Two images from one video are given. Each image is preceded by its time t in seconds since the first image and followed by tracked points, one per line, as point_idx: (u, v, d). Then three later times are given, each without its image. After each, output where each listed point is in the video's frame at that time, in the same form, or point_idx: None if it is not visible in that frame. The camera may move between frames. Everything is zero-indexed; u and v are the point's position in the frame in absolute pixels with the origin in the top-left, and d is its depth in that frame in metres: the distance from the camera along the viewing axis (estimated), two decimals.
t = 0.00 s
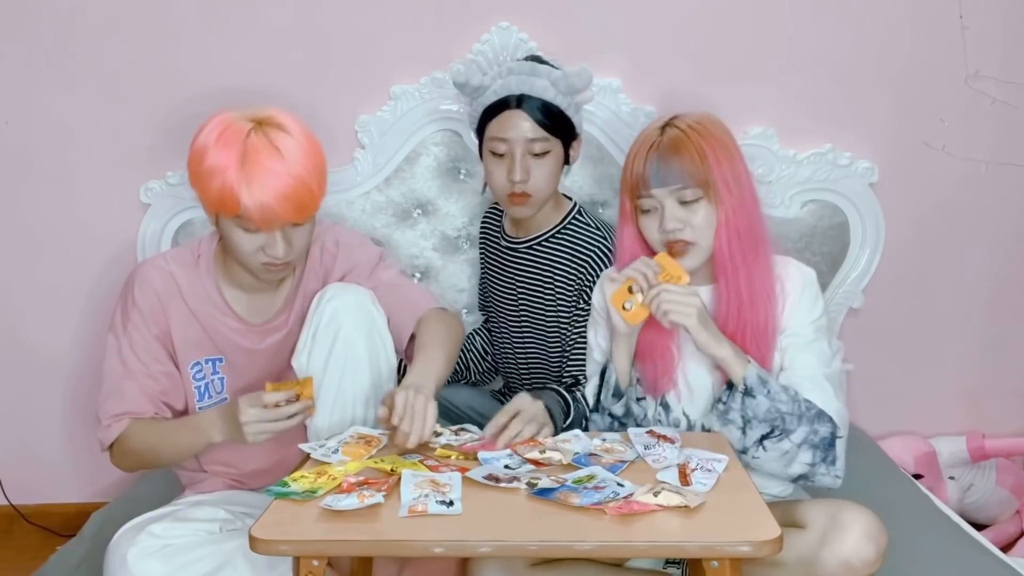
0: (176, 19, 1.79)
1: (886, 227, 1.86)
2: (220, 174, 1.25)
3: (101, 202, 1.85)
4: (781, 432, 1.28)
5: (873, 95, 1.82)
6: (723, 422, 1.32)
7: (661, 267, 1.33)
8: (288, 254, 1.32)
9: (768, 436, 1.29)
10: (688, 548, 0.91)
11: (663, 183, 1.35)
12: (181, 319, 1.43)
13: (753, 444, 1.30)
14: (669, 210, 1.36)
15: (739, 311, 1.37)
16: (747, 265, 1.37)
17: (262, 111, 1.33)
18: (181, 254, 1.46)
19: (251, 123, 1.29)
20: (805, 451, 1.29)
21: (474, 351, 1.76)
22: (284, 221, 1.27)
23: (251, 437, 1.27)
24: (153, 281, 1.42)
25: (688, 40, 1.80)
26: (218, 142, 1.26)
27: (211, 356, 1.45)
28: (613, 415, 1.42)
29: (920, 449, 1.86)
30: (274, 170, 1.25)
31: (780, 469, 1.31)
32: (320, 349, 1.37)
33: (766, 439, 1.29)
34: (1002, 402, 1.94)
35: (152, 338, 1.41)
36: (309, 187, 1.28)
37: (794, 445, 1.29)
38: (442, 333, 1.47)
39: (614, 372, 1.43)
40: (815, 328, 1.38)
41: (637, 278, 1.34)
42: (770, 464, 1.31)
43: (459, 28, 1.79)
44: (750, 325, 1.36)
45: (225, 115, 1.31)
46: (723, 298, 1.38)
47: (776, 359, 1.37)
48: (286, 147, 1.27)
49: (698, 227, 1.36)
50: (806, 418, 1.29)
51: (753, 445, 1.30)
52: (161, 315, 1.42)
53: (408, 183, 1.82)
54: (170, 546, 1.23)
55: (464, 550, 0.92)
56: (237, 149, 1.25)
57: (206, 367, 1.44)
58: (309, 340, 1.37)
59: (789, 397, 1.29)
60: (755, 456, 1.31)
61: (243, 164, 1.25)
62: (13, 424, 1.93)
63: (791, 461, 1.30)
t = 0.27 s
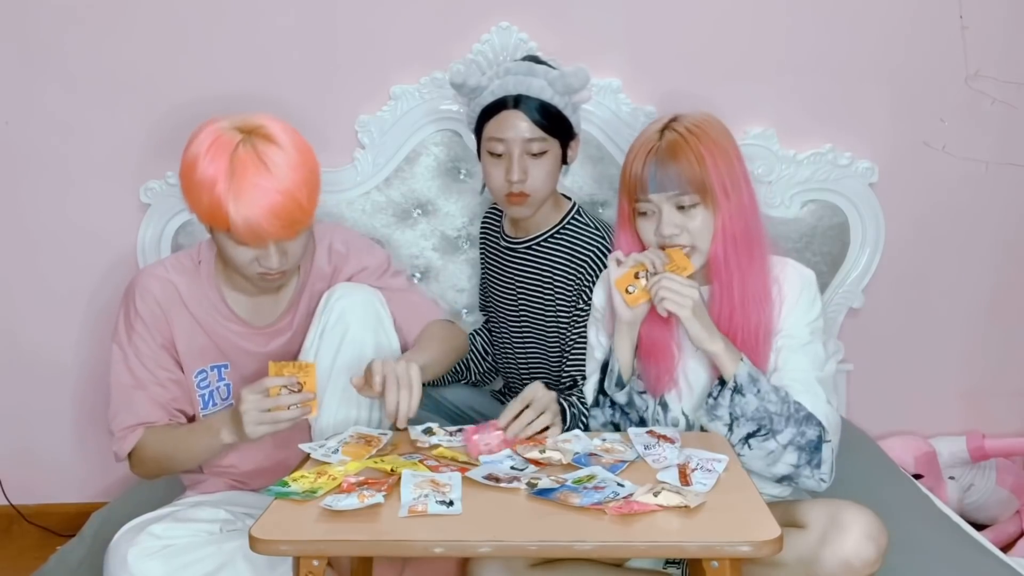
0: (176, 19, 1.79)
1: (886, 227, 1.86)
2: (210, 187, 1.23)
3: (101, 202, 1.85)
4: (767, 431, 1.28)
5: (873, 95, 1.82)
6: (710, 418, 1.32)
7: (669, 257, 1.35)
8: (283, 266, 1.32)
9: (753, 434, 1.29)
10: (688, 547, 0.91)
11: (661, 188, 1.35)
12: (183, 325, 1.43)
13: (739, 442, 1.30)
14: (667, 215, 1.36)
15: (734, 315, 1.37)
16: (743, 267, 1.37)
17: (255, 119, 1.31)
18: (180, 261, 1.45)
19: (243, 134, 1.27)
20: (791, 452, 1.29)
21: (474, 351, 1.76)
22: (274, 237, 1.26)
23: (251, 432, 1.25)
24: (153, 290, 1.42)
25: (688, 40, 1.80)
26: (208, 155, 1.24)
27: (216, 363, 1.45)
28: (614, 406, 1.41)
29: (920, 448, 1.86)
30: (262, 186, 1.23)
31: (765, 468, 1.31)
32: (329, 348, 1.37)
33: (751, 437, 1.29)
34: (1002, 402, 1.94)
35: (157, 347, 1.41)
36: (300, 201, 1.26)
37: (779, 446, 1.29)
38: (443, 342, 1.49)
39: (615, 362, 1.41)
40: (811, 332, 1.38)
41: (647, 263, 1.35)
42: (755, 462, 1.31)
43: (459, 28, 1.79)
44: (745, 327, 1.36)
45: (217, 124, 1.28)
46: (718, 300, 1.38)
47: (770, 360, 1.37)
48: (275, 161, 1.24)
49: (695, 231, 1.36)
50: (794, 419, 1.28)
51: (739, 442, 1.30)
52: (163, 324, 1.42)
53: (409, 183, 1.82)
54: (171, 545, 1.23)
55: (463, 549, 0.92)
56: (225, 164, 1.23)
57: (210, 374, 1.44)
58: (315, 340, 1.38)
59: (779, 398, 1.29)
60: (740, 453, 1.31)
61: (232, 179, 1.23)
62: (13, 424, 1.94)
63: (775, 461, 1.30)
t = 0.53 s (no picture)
0: (176, 18, 1.78)
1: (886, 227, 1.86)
2: (209, 191, 1.23)
3: (101, 202, 1.85)
4: (767, 435, 1.28)
5: (873, 95, 1.82)
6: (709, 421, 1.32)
7: (673, 260, 1.36)
8: (282, 269, 1.32)
9: (753, 437, 1.29)
10: (688, 547, 0.91)
11: (659, 191, 1.35)
12: (184, 326, 1.43)
13: (739, 445, 1.30)
14: (667, 218, 1.36)
15: (735, 318, 1.37)
16: (744, 269, 1.36)
17: (255, 123, 1.30)
18: (180, 262, 1.45)
19: (243, 138, 1.27)
20: (790, 456, 1.29)
21: (474, 351, 1.76)
22: (274, 242, 1.26)
23: (253, 437, 1.26)
24: (154, 291, 1.42)
25: (688, 40, 1.80)
26: (208, 160, 1.24)
27: (218, 364, 1.45)
28: (613, 403, 1.42)
29: (920, 448, 1.86)
30: (262, 192, 1.23)
31: (764, 471, 1.32)
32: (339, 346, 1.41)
33: (751, 441, 1.29)
34: (1002, 402, 1.94)
35: (158, 349, 1.41)
36: (299, 206, 1.26)
37: (778, 449, 1.29)
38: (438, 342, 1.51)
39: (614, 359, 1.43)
40: (813, 334, 1.37)
41: (648, 266, 1.36)
42: (754, 465, 1.31)
43: (459, 28, 1.79)
44: (746, 329, 1.36)
45: (217, 128, 1.28)
46: (720, 302, 1.38)
47: (771, 362, 1.37)
48: (274, 166, 1.24)
49: (695, 232, 1.36)
50: (793, 423, 1.28)
51: (738, 445, 1.30)
52: (165, 325, 1.42)
53: (408, 183, 1.82)
54: (171, 545, 1.23)
55: (463, 550, 0.92)
56: (225, 169, 1.23)
57: (213, 376, 1.44)
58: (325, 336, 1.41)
59: (778, 402, 1.28)
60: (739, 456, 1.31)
61: (232, 184, 1.23)
62: (13, 424, 1.93)
63: (774, 464, 1.30)
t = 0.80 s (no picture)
0: (176, 18, 1.78)
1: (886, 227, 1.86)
2: (213, 192, 1.23)
3: (101, 203, 1.85)
4: (764, 435, 1.29)
5: (873, 95, 1.82)
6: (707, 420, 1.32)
7: (674, 260, 1.36)
8: (283, 269, 1.32)
9: (750, 437, 1.29)
10: (688, 547, 0.91)
11: (654, 193, 1.36)
12: (184, 326, 1.43)
13: (736, 445, 1.30)
14: (665, 218, 1.36)
15: (735, 319, 1.37)
16: (744, 270, 1.36)
17: (260, 124, 1.30)
18: (180, 261, 1.45)
19: (250, 139, 1.27)
20: (787, 457, 1.28)
21: (474, 351, 1.76)
22: (277, 245, 1.26)
23: (255, 434, 1.26)
24: (154, 290, 1.42)
25: (688, 40, 1.79)
26: (213, 161, 1.24)
27: (218, 363, 1.45)
28: (621, 401, 1.41)
29: (920, 448, 1.86)
30: (266, 194, 1.23)
31: (761, 472, 1.31)
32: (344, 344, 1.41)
33: (748, 441, 1.30)
34: (1002, 402, 1.94)
35: (158, 348, 1.41)
36: (302, 210, 1.26)
37: (776, 450, 1.29)
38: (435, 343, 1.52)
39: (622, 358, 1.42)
40: (815, 336, 1.37)
41: (648, 268, 1.37)
42: (751, 465, 1.31)
43: (459, 28, 1.79)
44: (747, 331, 1.36)
45: (224, 128, 1.28)
46: (720, 304, 1.38)
47: (771, 364, 1.37)
48: (279, 169, 1.24)
49: (694, 233, 1.36)
50: (791, 425, 1.28)
51: (735, 445, 1.31)
52: (165, 325, 1.42)
53: (408, 183, 1.82)
54: (171, 545, 1.23)
55: (463, 549, 0.92)
56: (230, 171, 1.23)
57: (213, 375, 1.44)
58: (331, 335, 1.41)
59: (777, 403, 1.28)
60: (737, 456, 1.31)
61: (236, 186, 1.23)
62: (13, 424, 1.94)
63: (771, 465, 1.30)
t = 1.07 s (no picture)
0: (176, 18, 1.79)
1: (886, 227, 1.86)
2: (216, 191, 1.23)
3: (101, 203, 1.85)
4: (761, 435, 1.29)
5: (873, 95, 1.82)
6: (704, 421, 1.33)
7: (673, 259, 1.38)
8: (283, 271, 1.32)
9: (747, 437, 1.30)
10: (688, 547, 0.91)
11: (662, 193, 1.35)
12: (184, 325, 1.43)
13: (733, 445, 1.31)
14: (670, 218, 1.36)
15: (735, 318, 1.37)
16: (745, 270, 1.36)
17: (264, 125, 1.30)
18: (180, 261, 1.45)
19: (254, 140, 1.27)
20: (783, 456, 1.29)
21: (474, 351, 1.76)
22: (277, 247, 1.26)
23: (258, 432, 1.26)
24: (154, 290, 1.42)
25: (688, 40, 1.80)
26: (217, 161, 1.24)
27: (218, 362, 1.45)
28: (626, 410, 1.41)
29: (921, 448, 1.86)
30: (268, 195, 1.23)
31: (758, 472, 1.31)
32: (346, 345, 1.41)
33: (745, 441, 1.30)
34: (1002, 402, 1.94)
35: (158, 347, 1.41)
36: (303, 212, 1.26)
37: (772, 450, 1.29)
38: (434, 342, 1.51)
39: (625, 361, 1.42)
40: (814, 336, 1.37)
41: (648, 265, 1.38)
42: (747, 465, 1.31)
43: (459, 28, 1.79)
44: (747, 331, 1.36)
45: (228, 128, 1.28)
46: (720, 303, 1.38)
47: (771, 364, 1.37)
48: (281, 170, 1.24)
49: (699, 233, 1.36)
50: (787, 424, 1.28)
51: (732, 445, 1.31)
52: (165, 324, 1.42)
53: (408, 183, 1.82)
54: (171, 544, 1.23)
55: (463, 549, 0.92)
56: (234, 171, 1.23)
57: (213, 373, 1.44)
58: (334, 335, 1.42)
59: (773, 401, 1.29)
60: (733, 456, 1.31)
61: (240, 186, 1.23)
62: (13, 424, 1.93)
63: (767, 465, 1.30)
